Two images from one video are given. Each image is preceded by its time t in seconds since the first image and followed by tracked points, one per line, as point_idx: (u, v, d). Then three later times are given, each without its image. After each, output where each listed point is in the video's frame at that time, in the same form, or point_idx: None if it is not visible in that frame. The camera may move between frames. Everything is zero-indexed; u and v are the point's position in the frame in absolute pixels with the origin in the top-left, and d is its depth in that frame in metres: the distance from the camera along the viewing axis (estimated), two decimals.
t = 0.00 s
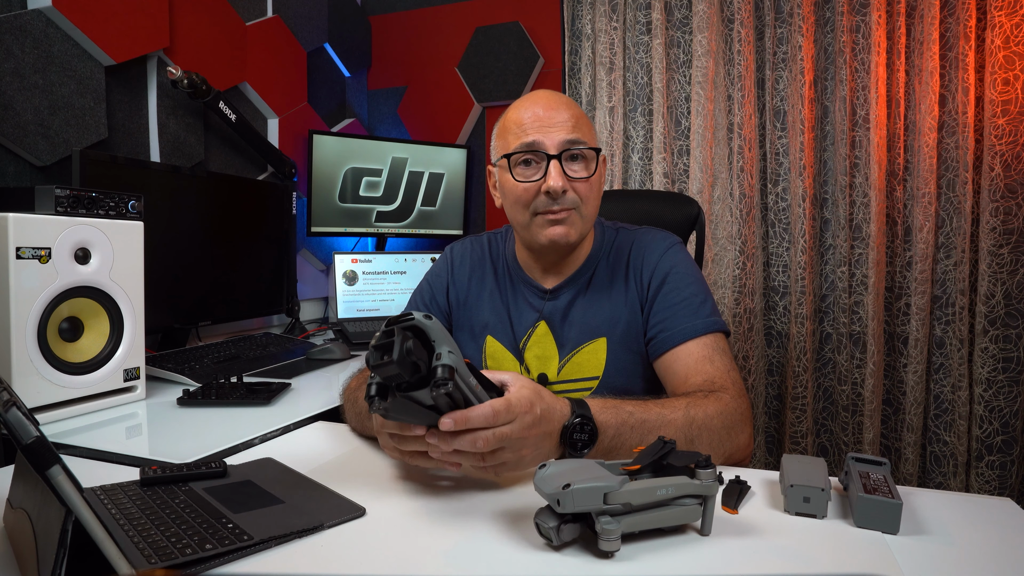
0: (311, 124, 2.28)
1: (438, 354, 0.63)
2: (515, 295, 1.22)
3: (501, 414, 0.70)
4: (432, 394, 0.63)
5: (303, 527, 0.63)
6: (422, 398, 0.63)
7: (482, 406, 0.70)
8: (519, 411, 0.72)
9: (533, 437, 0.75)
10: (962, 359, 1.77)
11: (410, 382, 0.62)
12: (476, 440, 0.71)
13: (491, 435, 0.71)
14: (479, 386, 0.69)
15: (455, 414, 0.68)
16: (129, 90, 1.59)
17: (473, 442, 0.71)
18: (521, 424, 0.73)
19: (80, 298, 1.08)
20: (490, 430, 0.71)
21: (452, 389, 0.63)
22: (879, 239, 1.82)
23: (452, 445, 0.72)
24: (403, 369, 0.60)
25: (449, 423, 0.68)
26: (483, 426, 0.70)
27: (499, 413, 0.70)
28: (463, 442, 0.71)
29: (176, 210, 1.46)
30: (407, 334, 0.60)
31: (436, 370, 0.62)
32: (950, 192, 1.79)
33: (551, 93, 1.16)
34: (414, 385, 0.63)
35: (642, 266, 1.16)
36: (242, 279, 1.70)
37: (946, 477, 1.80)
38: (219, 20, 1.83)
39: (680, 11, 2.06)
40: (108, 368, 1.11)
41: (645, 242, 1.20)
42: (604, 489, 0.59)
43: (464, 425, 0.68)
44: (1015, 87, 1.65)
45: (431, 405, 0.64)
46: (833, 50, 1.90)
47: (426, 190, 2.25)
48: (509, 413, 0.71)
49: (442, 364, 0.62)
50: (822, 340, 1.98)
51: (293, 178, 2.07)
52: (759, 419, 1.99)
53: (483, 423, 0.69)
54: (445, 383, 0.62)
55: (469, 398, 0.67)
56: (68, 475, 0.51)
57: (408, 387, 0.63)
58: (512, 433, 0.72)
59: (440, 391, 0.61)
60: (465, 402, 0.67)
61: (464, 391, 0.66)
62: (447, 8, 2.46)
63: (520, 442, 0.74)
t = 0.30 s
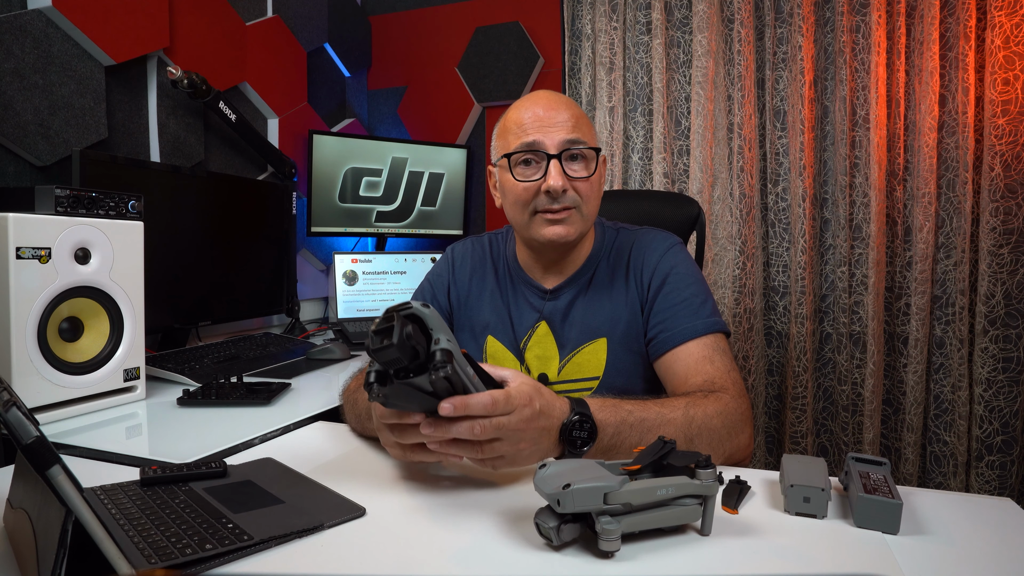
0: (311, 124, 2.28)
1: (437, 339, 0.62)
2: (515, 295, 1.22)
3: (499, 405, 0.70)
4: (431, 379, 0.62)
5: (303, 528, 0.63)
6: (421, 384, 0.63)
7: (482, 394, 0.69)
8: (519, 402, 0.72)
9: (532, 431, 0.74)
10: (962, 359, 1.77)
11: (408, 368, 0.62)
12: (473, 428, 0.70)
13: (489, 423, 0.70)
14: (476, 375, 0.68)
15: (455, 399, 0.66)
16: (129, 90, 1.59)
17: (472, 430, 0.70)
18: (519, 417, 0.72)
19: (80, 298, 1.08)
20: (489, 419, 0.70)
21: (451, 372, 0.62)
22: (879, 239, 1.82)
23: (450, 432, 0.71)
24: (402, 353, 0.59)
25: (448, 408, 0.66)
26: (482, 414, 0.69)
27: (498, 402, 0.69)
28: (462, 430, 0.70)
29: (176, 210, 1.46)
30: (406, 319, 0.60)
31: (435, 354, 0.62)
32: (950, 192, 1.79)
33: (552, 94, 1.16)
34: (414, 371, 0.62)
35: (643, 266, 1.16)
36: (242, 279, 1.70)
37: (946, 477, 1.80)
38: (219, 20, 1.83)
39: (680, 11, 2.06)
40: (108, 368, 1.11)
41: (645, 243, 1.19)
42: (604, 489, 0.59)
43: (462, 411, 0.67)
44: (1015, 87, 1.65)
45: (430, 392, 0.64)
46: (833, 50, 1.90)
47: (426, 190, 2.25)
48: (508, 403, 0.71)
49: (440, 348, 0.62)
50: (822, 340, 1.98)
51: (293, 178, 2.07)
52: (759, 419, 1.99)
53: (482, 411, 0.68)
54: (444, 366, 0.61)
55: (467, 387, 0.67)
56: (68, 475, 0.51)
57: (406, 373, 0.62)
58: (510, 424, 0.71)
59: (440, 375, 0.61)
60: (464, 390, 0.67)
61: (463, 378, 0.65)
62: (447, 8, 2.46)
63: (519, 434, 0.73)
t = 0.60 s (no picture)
0: (311, 124, 2.28)
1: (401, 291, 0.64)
2: (516, 294, 1.22)
3: (510, 418, 0.72)
4: (406, 333, 0.63)
5: (304, 527, 0.63)
6: (398, 340, 0.63)
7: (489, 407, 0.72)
8: (530, 415, 0.73)
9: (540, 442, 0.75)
10: (962, 359, 1.77)
11: (380, 325, 0.63)
12: (483, 442, 0.72)
13: (498, 436, 0.72)
14: (448, 330, 0.70)
15: (463, 413, 0.70)
16: (129, 90, 1.59)
17: (482, 444, 0.72)
18: (530, 427, 0.73)
19: (80, 298, 1.08)
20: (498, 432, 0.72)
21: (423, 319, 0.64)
22: (879, 239, 1.82)
23: (459, 445, 0.73)
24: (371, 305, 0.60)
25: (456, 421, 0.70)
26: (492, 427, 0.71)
27: (508, 416, 0.71)
28: (471, 443, 0.72)
29: (177, 209, 1.46)
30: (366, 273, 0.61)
31: (404, 303, 0.63)
32: (950, 192, 1.79)
33: (553, 93, 1.16)
34: (386, 328, 0.63)
35: (642, 266, 1.16)
36: (242, 278, 1.70)
37: (946, 477, 1.80)
38: (219, 20, 1.83)
39: (680, 11, 2.06)
40: (108, 368, 1.11)
41: (645, 243, 1.19)
42: (604, 489, 0.59)
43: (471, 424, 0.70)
44: (1016, 87, 1.65)
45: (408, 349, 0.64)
46: (833, 50, 1.90)
47: (426, 190, 2.25)
48: (519, 416, 0.72)
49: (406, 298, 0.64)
50: (822, 340, 1.98)
51: (293, 178, 2.07)
52: (759, 419, 1.99)
53: (490, 425, 0.71)
54: (415, 312, 0.63)
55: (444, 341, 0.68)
56: (68, 475, 0.51)
57: (380, 332, 0.63)
58: (520, 437, 0.73)
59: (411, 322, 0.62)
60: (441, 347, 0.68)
61: (436, 331, 0.67)
62: (447, 8, 2.46)
63: (528, 446, 0.74)
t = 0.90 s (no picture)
0: (311, 124, 2.28)
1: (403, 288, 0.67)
2: (514, 293, 1.22)
3: (522, 386, 0.70)
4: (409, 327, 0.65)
5: (304, 527, 0.63)
6: (400, 334, 0.66)
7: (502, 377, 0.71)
8: (545, 386, 0.71)
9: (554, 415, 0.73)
10: (962, 359, 1.77)
11: (383, 321, 0.65)
12: (494, 409, 0.71)
13: (512, 405, 0.71)
14: (452, 324, 0.71)
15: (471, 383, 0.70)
16: (129, 90, 1.59)
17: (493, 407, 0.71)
18: (546, 399, 0.71)
19: (80, 298, 1.08)
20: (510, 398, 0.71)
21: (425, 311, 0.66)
22: (879, 239, 1.82)
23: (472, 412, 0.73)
24: (373, 301, 0.63)
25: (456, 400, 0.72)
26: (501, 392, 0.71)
27: (519, 382, 0.70)
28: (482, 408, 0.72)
29: (176, 211, 1.46)
30: (367, 272, 0.65)
31: (406, 297, 0.66)
32: (950, 192, 1.79)
33: (547, 97, 1.15)
34: (390, 323, 0.66)
35: (641, 268, 1.16)
36: (242, 278, 1.70)
37: (946, 477, 1.80)
38: (219, 20, 1.83)
39: (680, 11, 2.06)
40: (108, 368, 1.11)
41: (643, 246, 1.19)
42: (604, 489, 0.59)
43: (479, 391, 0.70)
44: (1015, 87, 1.65)
45: (412, 343, 0.67)
46: (833, 50, 1.90)
47: (426, 190, 2.25)
48: (530, 386, 0.70)
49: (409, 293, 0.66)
50: (822, 340, 1.98)
51: (293, 178, 2.07)
52: (759, 419, 1.99)
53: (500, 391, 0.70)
54: (416, 305, 0.65)
55: (448, 335, 0.69)
56: (68, 475, 0.51)
57: (383, 329, 0.66)
58: (535, 407, 0.71)
59: (411, 314, 0.64)
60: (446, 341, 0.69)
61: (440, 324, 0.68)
62: (447, 8, 2.46)
63: (548, 419, 0.73)
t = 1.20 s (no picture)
0: (311, 124, 2.28)
1: (402, 303, 0.66)
2: (508, 292, 1.21)
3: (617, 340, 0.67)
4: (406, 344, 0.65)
5: (304, 528, 0.63)
6: (398, 350, 0.66)
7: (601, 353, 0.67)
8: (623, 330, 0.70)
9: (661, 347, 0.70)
10: (962, 359, 1.77)
11: (381, 336, 0.65)
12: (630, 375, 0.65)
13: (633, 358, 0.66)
14: (451, 339, 0.70)
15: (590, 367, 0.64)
16: (129, 90, 1.59)
17: (631, 376, 0.65)
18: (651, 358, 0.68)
19: (80, 298, 1.08)
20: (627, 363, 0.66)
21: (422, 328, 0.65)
22: (879, 239, 1.82)
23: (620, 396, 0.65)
24: (370, 319, 0.63)
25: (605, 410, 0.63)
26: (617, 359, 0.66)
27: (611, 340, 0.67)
28: (627, 386, 0.64)
29: (176, 211, 1.46)
30: (365, 288, 0.65)
31: (404, 314, 0.65)
32: (950, 192, 1.79)
33: (520, 105, 1.16)
34: (388, 338, 0.65)
35: (635, 268, 1.15)
36: (242, 278, 1.70)
37: (946, 477, 1.80)
38: (219, 20, 1.83)
39: (680, 11, 2.06)
40: (108, 368, 1.11)
41: (635, 246, 1.18)
42: (604, 489, 0.59)
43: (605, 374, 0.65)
44: (1015, 87, 1.65)
45: (410, 359, 0.66)
46: (833, 50, 1.90)
47: (426, 190, 2.25)
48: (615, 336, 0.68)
49: (407, 310, 0.66)
50: (822, 340, 1.98)
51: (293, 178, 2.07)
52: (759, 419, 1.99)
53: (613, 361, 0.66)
54: (414, 322, 0.64)
55: (447, 350, 0.69)
56: (68, 475, 0.51)
57: (381, 344, 0.66)
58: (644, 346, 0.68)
59: (409, 333, 0.64)
60: (445, 356, 0.69)
61: (439, 340, 0.68)
62: (447, 8, 2.46)
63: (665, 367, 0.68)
